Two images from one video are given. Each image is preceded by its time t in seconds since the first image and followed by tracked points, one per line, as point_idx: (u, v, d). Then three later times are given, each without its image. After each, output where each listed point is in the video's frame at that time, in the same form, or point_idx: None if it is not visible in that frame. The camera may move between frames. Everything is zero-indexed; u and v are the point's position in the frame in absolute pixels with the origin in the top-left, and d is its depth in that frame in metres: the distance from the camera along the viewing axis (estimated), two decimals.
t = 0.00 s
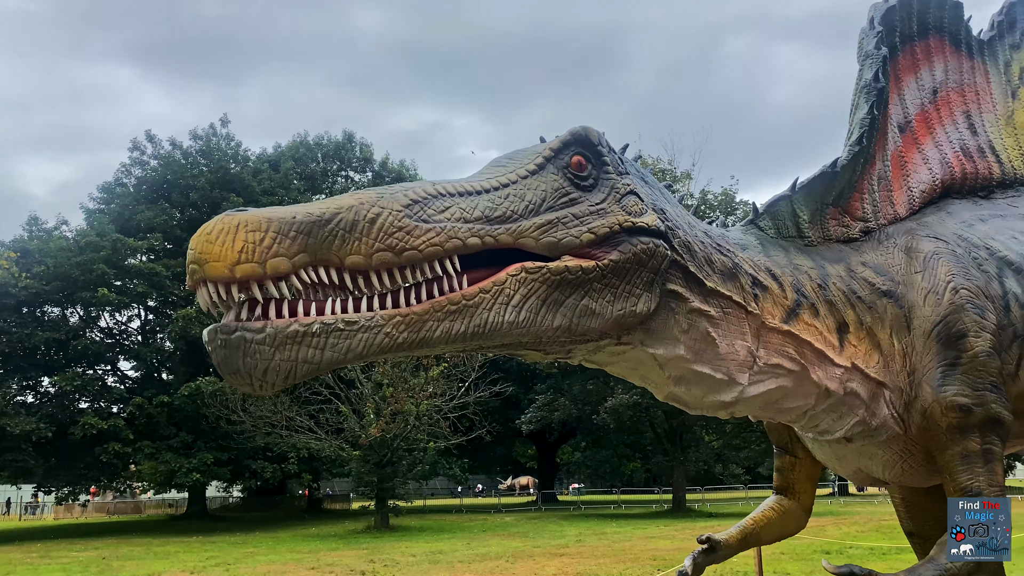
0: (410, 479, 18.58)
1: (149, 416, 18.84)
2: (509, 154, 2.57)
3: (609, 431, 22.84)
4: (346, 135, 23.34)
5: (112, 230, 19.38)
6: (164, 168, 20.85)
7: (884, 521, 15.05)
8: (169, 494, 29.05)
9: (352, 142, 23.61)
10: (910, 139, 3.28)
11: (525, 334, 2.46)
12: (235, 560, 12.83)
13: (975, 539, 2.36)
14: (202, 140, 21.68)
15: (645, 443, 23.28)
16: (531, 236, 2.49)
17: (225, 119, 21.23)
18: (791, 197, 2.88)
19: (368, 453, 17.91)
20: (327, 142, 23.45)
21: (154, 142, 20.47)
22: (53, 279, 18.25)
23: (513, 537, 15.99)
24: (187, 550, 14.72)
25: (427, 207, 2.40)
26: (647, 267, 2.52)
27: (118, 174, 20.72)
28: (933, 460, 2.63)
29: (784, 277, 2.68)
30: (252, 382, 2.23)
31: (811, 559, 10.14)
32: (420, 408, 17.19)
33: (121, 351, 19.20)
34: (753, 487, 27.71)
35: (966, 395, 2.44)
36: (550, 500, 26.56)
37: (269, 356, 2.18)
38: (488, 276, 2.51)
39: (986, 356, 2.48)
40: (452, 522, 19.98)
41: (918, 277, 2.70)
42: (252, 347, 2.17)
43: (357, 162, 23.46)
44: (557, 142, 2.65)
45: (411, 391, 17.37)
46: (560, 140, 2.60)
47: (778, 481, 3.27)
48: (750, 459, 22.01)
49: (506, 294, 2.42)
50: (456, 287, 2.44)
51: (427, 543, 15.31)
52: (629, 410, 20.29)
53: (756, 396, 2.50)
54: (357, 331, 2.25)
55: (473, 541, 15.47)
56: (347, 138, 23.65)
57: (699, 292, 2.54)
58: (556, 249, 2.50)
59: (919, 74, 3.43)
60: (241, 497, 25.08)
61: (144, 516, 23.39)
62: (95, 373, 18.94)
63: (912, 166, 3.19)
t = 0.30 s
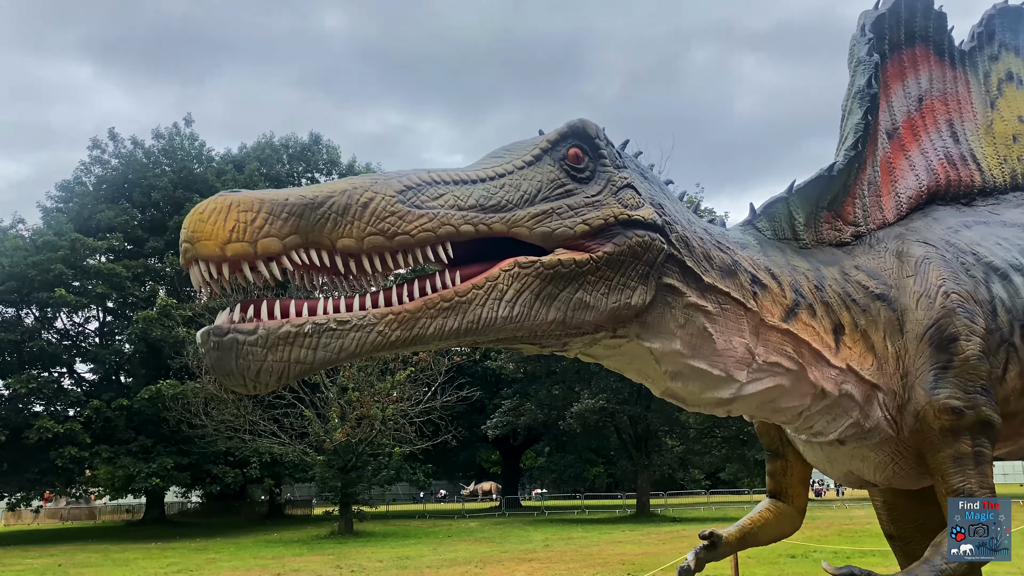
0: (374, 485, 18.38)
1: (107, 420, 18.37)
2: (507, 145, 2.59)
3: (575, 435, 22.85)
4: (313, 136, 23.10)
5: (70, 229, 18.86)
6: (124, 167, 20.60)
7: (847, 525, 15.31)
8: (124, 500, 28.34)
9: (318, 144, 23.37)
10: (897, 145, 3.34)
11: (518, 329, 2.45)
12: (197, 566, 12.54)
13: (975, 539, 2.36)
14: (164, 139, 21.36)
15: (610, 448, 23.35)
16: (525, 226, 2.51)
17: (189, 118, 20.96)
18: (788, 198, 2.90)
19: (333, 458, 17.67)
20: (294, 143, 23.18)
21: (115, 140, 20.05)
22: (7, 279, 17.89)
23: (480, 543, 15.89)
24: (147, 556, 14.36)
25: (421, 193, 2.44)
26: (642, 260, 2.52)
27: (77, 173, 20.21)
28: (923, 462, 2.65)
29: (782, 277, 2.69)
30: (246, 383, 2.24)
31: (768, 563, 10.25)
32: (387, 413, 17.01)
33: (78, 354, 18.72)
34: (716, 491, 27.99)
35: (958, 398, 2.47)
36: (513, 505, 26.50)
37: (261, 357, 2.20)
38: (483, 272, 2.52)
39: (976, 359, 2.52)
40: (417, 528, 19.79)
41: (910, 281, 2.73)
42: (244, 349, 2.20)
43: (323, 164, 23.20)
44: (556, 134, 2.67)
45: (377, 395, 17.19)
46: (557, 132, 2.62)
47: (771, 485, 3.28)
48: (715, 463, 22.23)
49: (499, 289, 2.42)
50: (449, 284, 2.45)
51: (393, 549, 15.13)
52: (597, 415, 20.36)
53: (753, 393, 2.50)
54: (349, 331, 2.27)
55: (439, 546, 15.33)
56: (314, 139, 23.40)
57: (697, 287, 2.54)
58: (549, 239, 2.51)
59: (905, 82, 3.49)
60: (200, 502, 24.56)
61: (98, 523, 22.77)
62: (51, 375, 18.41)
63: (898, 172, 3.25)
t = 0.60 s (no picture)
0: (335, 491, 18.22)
1: (60, 423, 17.93)
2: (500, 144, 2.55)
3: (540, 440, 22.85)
4: (276, 136, 22.82)
5: (24, 227, 18.29)
6: (82, 165, 19.87)
7: (808, 529, 15.60)
8: (76, 506, 27.59)
9: (282, 144, 23.08)
10: (884, 156, 3.39)
11: (510, 336, 2.42)
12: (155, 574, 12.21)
13: (975, 538, 2.40)
14: (123, 136, 20.86)
15: (575, 453, 23.40)
16: (515, 224, 2.47)
17: (150, 115, 20.52)
18: (785, 206, 2.89)
19: (295, 463, 17.39)
20: (256, 143, 22.86)
21: (71, 137, 19.53)
22: None
23: (444, 549, 15.76)
24: (105, 563, 14.00)
25: (410, 189, 2.40)
26: (635, 261, 2.49)
27: (31, 169, 19.64)
28: (912, 470, 2.68)
29: (780, 283, 2.68)
30: (239, 407, 2.21)
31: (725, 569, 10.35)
32: (350, 417, 16.80)
33: (31, 355, 18.31)
34: (678, 496, 28.29)
35: (948, 408, 2.51)
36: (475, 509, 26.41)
37: (252, 381, 2.16)
38: (473, 279, 2.49)
39: (966, 369, 2.57)
40: (380, 534, 19.57)
41: (900, 290, 2.76)
42: (235, 374, 2.16)
43: (287, 165, 22.93)
44: (550, 134, 2.62)
45: (341, 399, 17.06)
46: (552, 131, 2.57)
47: (762, 494, 3.28)
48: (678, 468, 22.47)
49: (489, 297, 2.38)
50: (438, 295, 2.40)
51: (356, 555, 14.94)
52: (562, 419, 20.45)
53: (750, 398, 2.48)
54: (339, 348, 2.23)
55: (403, 553, 15.17)
56: (277, 139, 23.12)
57: (692, 289, 2.52)
58: (539, 238, 2.46)
59: (891, 93, 3.56)
60: (154, 508, 24.01)
61: (46, 529, 22.10)
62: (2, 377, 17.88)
63: (885, 182, 3.30)
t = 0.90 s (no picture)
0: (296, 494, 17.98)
1: (10, 426, 17.46)
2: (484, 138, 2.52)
3: (502, 443, 22.81)
4: (237, 135, 22.55)
5: None
6: (35, 160, 19.34)
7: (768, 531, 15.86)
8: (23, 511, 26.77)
9: (243, 143, 22.81)
10: (861, 163, 3.48)
11: (494, 337, 2.40)
12: None
13: (975, 538, 2.51)
14: (79, 133, 20.37)
15: (538, 456, 23.45)
16: (495, 218, 2.43)
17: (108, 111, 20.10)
18: (770, 209, 2.91)
19: (254, 466, 17.15)
20: (216, 141, 22.57)
21: (25, 132, 19.00)
22: None
23: (407, 552, 15.65)
24: (56, 569, 13.59)
25: (391, 181, 2.36)
26: (617, 257, 2.47)
27: None
28: (891, 472, 2.72)
29: (766, 284, 2.71)
30: (225, 428, 2.19)
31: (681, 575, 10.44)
32: (312, 420, 16.62)
33: None
34: (639, 499, 28.51)
35: (928, 410, 2.56)
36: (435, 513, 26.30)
37: (237, 402, 2.14)
38: (455, 283, 2.46)
39: (944, 372, 2.62)
40: (340, 538, 19.36)
41: (881, 295, 2.80)
42: (219, 396, 2.13)
43: (247, 164, 22.67)
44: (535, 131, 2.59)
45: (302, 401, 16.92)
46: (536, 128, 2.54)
47: (745, 496, 3.32)
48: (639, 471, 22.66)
49: (469, 301, 2.35)
50: (419, 302, 2.37)
51: (318, 559, 14.75)
52: (525, 422, 20.50)
53: (737, 396, 2.49)
54: (322, 362, 2.21)
55: (365, 557, 15.03)
56: (238, 138, 22.85)
57: (676, 287, 2.53)
58: (519, 232, 2.43)
59: (868, 102, 3.65)
60: (105, 513, 23.41)
61: None
62: None
63: (862, 188, 3.39)
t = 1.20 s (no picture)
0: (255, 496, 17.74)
1: None
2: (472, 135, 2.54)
3: (464, 445, 22.78)
4: (195, 131, 22.20)
5: None
6: None
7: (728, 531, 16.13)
8: None
9: (201, 140, 22.47)
10: (835, 169, 3.59)
11: (483, 338, 2.43)
12: None
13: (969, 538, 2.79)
14: (32, 127, 19.82)
15: (500, 457, 23.47)
16: (480, 212, 2.44)
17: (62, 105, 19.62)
18: (753, 212, 2.97)
19: (213, 468, 16.90)
20: (173, 138, 22.22)
21: None
22: None
23: (369, 554, 15.59)
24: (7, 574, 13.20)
25: (378, 174, 2.38)
26: (599, 253, 2.50)
27: None
28: (867, 471, 2.78)
29: (750, 283, 2.76)
30: (225, 445, 2.21)
31: None
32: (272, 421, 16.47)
33: None
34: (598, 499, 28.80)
35: (904, 410, 2.63)
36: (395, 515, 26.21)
37: (235, 422, 2.15)
38: (442, 289, 2.49)
39: (919, 373, 2.69)
40: (300, 540, 19.17)
41: (858, 298, 2.87)
42: (218, 416, 2.14)
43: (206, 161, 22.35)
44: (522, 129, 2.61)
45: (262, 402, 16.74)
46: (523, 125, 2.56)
47: (724, 494, 3.38)
48: (600, 473, 22.83)
49: (456, 304, 2.37)
50: (406, 311, 2.39)
51: (279, 561, 14.60)
52: (488, 424, 20.51)
53: (722, 392, 2.54)
54: (315, 376, 2.22)
55: (326, 558, 14.94)
56: (197, 135, 22.50)
57: (661, 282, 2.56)
58: (502, 226, 2.45)
59: (841, 110, 3.76)
60: (54, 516, 22.80)
61: None
62: None
63: (836, 193, 3.51)
